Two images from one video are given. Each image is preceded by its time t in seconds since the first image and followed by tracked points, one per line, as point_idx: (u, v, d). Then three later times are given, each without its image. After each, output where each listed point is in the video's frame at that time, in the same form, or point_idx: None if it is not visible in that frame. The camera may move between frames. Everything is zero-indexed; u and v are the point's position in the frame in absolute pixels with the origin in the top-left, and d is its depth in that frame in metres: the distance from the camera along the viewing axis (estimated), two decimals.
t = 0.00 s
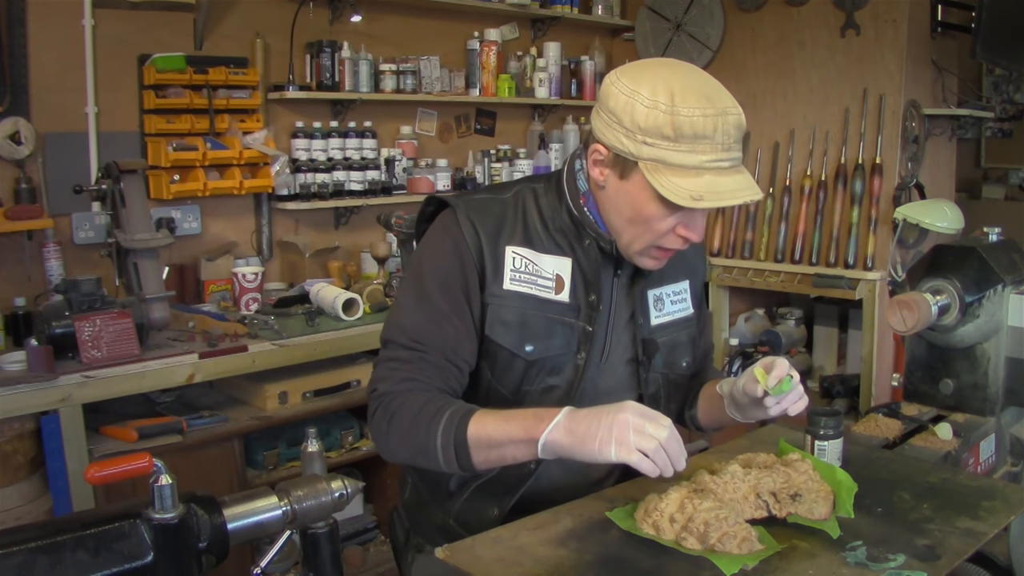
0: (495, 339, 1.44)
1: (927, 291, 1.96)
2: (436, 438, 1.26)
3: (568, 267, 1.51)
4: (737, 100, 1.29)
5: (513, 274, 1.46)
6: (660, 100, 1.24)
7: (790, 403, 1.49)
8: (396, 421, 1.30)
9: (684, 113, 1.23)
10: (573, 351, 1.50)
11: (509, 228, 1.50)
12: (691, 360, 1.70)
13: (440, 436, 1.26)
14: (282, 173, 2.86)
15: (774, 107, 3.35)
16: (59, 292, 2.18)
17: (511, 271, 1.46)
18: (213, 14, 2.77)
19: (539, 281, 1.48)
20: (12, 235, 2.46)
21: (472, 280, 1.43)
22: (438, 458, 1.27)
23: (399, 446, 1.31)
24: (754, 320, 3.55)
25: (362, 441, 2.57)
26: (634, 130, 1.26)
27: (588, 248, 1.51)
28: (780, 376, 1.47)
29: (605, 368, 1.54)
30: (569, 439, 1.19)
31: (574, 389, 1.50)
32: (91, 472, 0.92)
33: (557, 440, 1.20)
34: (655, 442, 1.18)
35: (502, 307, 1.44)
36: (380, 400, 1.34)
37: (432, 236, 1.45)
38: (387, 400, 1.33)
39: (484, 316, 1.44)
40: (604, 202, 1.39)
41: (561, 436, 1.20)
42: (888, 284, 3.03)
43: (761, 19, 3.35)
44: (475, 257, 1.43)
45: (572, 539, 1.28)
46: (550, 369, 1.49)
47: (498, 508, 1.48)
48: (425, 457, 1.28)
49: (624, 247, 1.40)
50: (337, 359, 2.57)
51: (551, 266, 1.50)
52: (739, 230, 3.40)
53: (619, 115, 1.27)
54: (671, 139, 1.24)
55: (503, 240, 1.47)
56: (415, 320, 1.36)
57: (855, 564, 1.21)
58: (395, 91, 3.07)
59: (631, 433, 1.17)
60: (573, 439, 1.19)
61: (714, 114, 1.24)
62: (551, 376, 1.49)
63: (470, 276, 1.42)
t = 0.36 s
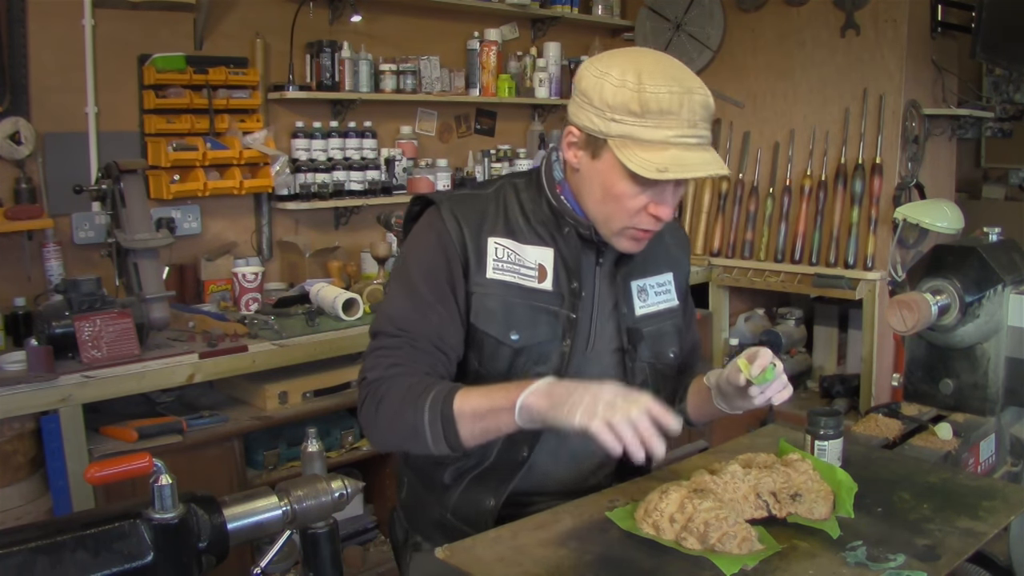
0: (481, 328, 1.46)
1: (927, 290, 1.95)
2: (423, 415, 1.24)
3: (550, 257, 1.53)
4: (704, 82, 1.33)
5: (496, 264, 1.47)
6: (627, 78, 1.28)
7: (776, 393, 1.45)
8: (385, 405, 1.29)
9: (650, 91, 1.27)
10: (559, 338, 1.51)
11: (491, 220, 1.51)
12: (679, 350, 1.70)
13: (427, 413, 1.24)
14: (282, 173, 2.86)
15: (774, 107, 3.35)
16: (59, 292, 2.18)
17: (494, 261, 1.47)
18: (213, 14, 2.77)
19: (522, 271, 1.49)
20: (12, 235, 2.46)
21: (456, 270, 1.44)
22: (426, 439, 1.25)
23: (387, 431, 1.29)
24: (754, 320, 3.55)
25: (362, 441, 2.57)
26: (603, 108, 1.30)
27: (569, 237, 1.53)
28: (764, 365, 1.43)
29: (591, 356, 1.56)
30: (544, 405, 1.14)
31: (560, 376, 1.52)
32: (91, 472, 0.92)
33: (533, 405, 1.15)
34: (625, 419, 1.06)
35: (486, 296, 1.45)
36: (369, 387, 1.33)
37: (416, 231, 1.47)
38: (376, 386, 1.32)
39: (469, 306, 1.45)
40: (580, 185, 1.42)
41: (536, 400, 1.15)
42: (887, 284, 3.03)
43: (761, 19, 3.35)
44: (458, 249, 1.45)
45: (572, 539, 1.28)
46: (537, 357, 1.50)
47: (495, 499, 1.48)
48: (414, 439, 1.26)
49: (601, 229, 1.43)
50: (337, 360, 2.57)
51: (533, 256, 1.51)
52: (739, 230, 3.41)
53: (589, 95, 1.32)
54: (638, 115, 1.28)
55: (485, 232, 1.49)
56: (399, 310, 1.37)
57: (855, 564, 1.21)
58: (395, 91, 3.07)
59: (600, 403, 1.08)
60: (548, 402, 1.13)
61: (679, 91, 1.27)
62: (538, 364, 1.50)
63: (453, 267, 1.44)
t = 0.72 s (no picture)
0: (456, 317, 1.47)
1: (927, 290, 1.95)
2: (421, 401, 1.26)
3: (520, 248, 1.55)
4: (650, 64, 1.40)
5: (467, 255, 1.49)
6: (575, 62, 1.35)
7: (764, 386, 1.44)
8: (380, 393, 1.31)
9: (597, 70, 1.33)
10: (532, 325, 1.53)
11: (460, 215, 1.53)
12: (653, 340, 1.71)
13: (425, 399, 1.26)
14: (282, 173, 2.86)
15: (774, 107, 3.35)
16: (59, 292, 2.19)
17: (465, 252, 1.49)
18: (213, 14, 2.77)
19: (493, 261, 1.51)
20: (12, 235, 2.46)
21: (428, 263, 1.46)
22: (422, 425, 1.27)
23: (381, 420, 1.30)
24: (754, 320, 3.55)
25: (362, 441, 2.57)
26: (555, 92, 1.36)
27: (536, 225, 1.55)
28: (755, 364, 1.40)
29: (564, 344, 1.57)
30: (548, 394, 1.19)
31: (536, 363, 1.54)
32: (91, 472, 0.92)
33: (535, 393, 1.20)
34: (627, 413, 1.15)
35: (459, 286, 1.47)
36: (362, 377, 1.35)
37: (388, 230, 1.49)
38: (370, 375, 1.34)
39: (442, 297, 1.46)
40: (540, 172, 1.47)
41: (540, 387, 1.19)
42: (887, 284, 3.03)
43: (762, 19, 3.35)
44: (430, 242, 1.47)
45: (572, 539, 1.28)
46: (512, 345, 1.51)
47: (487, 488, 1.49)
48: (410, 425, 1.28)
49: (566, 213, 1.46)
50: (337, 360, 2.57)
51: (503, 247, 1.53)
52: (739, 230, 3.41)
53: (541, 83, 1.38)
54: (588, 94, 1.34)
55: (455, 225, 1.51)
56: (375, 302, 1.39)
57: (855, 564, 1.21)
58: (395, 91, 3.07)
59: (606, 400, 1.15)
60: (552, 391, 1.18)
61: (625, 69, 1.34)
62: (513, 351, 1.52)
63: (426, 259, 1.46)
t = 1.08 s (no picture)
0: (440, 307, 1.50)
1: (927, 290, 1.95)
2: (410, 380, 1.27)
3: (501, 241, 1.59)
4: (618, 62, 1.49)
5: (450, 246, 1.53)
6: (542, 49, 1.46)
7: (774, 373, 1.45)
8: (371, 366, 1.32)
9: (559, 54, 1.43)
10: (513, 314, 1.56)
11: (443, 210, 1.58)
12: (636, 333, 1.73)
13: (414, 377, 1.27)
14: (282, 173, 2.86)
15: (773, 107, 3.35)
16: (59, 292, 2.19)
17: (448, 243, 1.54)
18: (213, 14, 2.77)
19: (475, 252, 1.56)
20: (12, 235, 2.46)
21: (413, 253, 1.50)
22: (408, 404, 1.27)
23: (370, 394, 1.31)
24: (754, 320, 3.54)
25: (363, 441, 2.57)
26: (521, 74, 1.47)
27: (514, 219, 1.60)
28: (748, 355, 1.43)
29: (545, 334, 1.60)
30: (534, 385, 1.17)
31: (519, 350, 1.56)
32: (91, 472, 0.92)
33: (523, 384, 1.18)
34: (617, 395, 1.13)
35: (442, 275, 1.50)
36: (355, 351, 1.36)
37: (372, 227, 1.54)
38: (363, 347, 1.36)
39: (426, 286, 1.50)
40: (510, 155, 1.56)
41: (527, 378, 1.18)
42: (888, 284, 3.03)
43: (762, 19, 3.35)
44: (415, 233, 1.52)
45: (572, 539, 1.28)
46: (494, 335, 1.54)
47: (484, 476, 1.51)
48: (396, 404, 1.28)
49: (527, 191, 1.53)
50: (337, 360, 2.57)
51: (485, 240, 1.58)
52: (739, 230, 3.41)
53: (511, 68, 1.49)
54: (546, 74, 1.43)
55: (437, 219, 1.56)
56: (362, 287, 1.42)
57: (855, 564, 1.21)
58: (395, 91, 3.07)
59: (593, 382, 1.13)
60: (541, 381, 1.17)
61: (586, 55, 1.43)
62: (495, 341, 1.54)
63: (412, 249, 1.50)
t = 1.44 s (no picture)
0: (443, 306, 1.50)
1: (927, 290, 1.95)
2: (428, 363, 1.28)
3: (501, 241, 1.60)
4: (612, 62, 1.48)
5: (452, 246, 1.53)
6: (534, 50, 1.46)
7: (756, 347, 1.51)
8: (386, 351, 1.32)
9: (551, 55, 1.43)
10: (515, 314, 1.56)
11: (443, 211, 1.58)
12: (636, 330, 1.73)
13: (433, 361, 1.28)
14: (282, 173, 2.86)
15: (773, 106, 3.35)
16: (59, 292, 2.19)
17: (450, 243, 1.54)
18: (213, 14, 2.77)
19: (476, 252, 1.56)
20: (12, 235, 2.46)
21: (416, 252, 1.50)
22: (425, 387, 1.27)
23: (383, 378, 1.30)
24: (754, 320, 3.50)
25: (363, 441, 2.57)
26: (514, 74, 1.47)
27: (513, 220, 1.61)
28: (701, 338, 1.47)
29: (545, 334, 1.60)
30: (563, 366, 1.20)
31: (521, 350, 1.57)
32: (91, 472, 0.92)
33: (552, 368, 1.20)
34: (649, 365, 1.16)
35: (445, 275, 1.50)
36: (367, 337, 1.36)
37: (373, 227, 1.54)
38: (376, 334, 1.35)
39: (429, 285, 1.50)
40: (505, 154, 1.57)
41: (556, 360, 1.21)
42: (887, 284, 3.04)
43: (762, 19, 3.35)
44: (417, 233, 1.51)
45: (572, 539, 1.28)
46: (495, 334, 1.55)
47: (486, 475, 1.51)
48: (412, 389, 1.28)
49: (520, 190, 1.55)
50: (337, 360, 2.57)
51: (486, 240, 1.58)
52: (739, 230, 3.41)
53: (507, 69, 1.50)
54: (537, 74, 1.43)
55: (438, 220, 1.56)
56: (366, 286, 1.42)
57: (855, 564, 1.21)
58: (396, 91, 3.07)
59: (625, 356, 1.17)
60: (569, 363, 1.20)
61: (578, 55, 1.43)
62: (497, 341, 1.55)
63: (415, 248, 1.50)
